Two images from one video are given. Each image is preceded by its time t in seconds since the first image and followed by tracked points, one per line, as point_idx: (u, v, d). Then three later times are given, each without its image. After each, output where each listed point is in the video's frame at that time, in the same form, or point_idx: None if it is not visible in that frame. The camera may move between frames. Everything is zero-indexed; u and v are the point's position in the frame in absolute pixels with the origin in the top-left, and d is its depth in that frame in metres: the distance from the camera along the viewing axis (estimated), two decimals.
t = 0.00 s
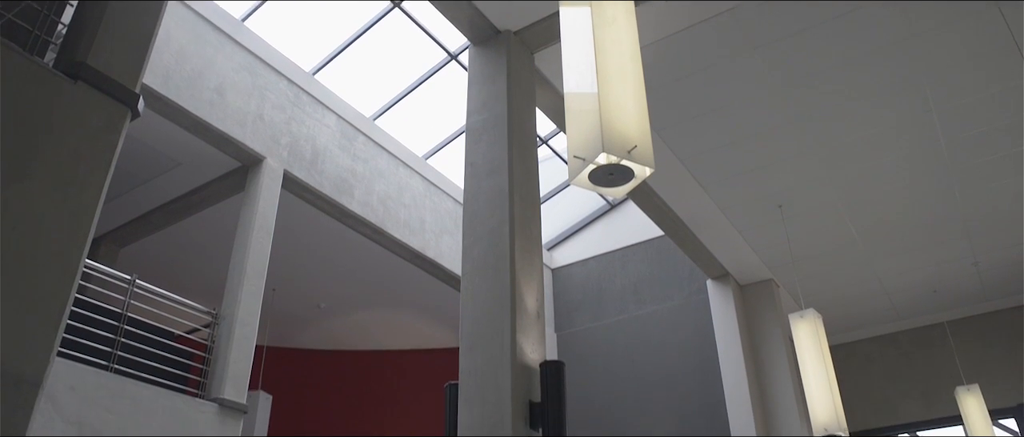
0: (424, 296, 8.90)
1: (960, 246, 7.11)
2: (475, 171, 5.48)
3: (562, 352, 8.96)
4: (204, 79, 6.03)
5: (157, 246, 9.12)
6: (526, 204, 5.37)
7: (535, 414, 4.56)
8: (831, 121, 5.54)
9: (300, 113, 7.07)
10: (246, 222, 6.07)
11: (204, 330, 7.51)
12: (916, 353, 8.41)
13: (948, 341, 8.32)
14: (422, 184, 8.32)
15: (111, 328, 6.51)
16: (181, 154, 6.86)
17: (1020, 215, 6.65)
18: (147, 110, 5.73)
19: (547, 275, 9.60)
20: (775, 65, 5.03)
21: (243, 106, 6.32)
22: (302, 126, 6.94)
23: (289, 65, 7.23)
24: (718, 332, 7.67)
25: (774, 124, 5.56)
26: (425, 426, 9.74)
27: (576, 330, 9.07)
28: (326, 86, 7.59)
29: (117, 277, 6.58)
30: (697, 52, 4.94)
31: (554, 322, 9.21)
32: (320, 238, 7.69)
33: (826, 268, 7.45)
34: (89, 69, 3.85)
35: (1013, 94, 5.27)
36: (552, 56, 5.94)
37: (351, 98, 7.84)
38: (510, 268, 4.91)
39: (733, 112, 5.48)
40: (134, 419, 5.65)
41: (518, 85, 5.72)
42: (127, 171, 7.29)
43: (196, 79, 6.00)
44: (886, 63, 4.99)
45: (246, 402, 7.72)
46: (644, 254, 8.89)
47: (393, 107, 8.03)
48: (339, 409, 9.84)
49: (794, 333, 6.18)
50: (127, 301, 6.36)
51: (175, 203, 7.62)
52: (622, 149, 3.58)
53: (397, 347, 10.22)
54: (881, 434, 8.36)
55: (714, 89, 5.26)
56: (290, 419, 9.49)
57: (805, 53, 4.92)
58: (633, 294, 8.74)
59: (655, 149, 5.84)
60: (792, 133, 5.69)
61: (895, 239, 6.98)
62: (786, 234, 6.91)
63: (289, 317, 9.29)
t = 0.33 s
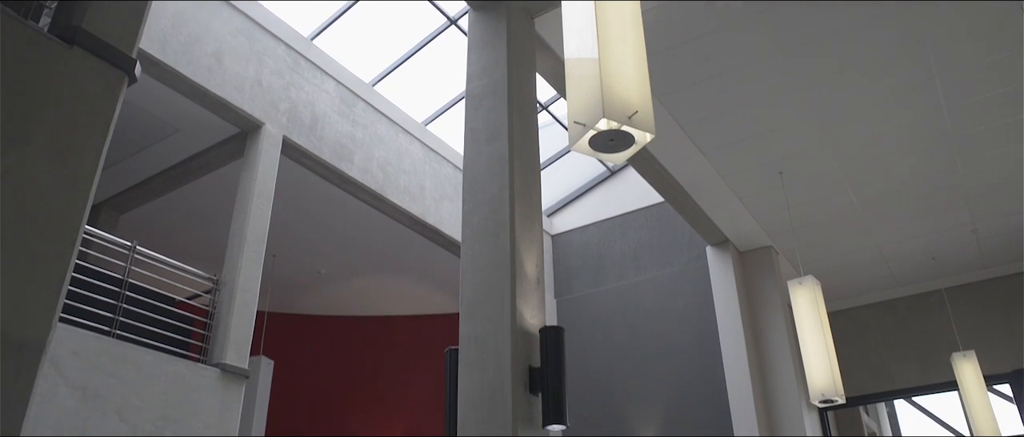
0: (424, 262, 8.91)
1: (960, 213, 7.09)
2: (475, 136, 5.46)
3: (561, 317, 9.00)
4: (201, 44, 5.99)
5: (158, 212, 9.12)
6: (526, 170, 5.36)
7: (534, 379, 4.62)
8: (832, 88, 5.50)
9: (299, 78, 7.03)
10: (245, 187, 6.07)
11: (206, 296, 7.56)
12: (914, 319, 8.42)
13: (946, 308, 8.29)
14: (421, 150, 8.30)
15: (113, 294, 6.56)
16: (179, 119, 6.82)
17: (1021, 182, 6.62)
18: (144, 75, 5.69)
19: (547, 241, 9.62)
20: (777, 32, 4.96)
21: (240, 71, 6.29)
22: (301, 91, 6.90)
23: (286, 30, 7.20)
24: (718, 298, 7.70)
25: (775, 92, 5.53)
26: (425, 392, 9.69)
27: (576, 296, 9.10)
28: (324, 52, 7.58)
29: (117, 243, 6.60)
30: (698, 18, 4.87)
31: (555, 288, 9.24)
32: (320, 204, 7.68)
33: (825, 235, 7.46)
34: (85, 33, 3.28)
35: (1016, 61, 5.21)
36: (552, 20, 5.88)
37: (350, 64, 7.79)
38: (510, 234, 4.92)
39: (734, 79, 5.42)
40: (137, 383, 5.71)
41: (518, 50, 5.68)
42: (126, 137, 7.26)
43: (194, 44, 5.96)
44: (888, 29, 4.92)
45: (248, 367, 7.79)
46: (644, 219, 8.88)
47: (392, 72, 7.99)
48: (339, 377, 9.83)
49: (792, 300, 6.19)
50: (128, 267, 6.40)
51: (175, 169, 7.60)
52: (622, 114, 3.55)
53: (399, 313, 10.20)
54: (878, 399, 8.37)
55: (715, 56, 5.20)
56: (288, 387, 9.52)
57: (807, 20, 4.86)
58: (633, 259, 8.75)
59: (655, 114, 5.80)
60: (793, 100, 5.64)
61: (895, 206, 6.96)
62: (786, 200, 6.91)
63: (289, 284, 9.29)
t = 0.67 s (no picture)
0: (424, 233, 8.91)
1: (961, 184, 7.05)
2: (475, 105, 5.44)
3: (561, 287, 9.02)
4: (199, 13, 5.94)
5: (158, 182, 9.11)
6: (526, 139, 5.34)
7: (534, 348, 4.66)
8: (833, 60, 5.46)
9: (297, 47, 6.98)
10: (245, 157, 6.06)
11: (207, 266, 7.58)
12: (914, 289, 8.42)
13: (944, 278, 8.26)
14: (421, 119, 8.26)
15: (113, 264, 6.59)
16: (177, 89, 6.78)
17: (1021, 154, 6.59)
18: (142, 45, 5.66)
19: (547, 211, 9.61)
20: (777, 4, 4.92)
21: (239, 41, 6.24)
22: (299, 61, 6.85)
23: None
24: (717, 269, 7.72)
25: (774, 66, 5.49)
26: (427, 362, 9.71)
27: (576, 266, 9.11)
28: (323, 21, 7.49)
29: (117, 213, 6.61)
30: None
31: (555, 258, 9.25)
32: (320, 175, 7.66)
33: (825, 206, 7.45)
34: None
35: (1018, 35, 5.16)
36: None
37: (349, 33, 7.73)
38: (510, 203, 4.91)
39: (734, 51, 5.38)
40: (139, 352, 5.75)
41: (518, 18, 5.64)
42: (124, 106, 7.23)
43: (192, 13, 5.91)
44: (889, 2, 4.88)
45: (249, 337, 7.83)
46: (644, 190, 8.87)
47: (391, 42, 7.93)
48: (339, 346, 9.78)
49: (792, 270, 6.24)
50: (128, 238, 6.41)
51: (174, 139, 7.57)
52: (623, 83, 3.52)
53: (399, 284, 10.18)
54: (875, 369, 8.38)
55: (715, 28, 5.16)
56: (289, 355, 9.47)
57: None
58: (633, 230, 8.75)
59: (656, 85, 5.77)
60: (794, 73, 5.61)
61: (895, 177, 6.95)
62: (787, 171, 6.88)
63: (289, 254, 9.30)
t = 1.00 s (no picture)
0: (424, 201, 8.90)
1: (962, 154, 7.02)
2: (474, 73, 5.42)
3: (562, 255, 9.03)
4: None
5: (157, 150, 9.09)
6: (526, 107, 5.32)
7: (534, 315, 4.69)
8: (835, 29, 5.41)
9: (295, 14, 6.92)
10: (244, 125, 6.06)
11: (207, 235, 7.59)
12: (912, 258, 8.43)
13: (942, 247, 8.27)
14: (421, 87, 8.20)
15: (113, 233, 6.60)
16: (175, 57, 6.74)
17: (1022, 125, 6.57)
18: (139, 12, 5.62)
19: (547, 179, 9.59)
20: None
21: (236, 8, 6.19)
22: (297, 28, 6.80)
23: None
24: (717, 238, 7.73)
25: (773, 35, 5.45)
26: (427, 328, 9.75)
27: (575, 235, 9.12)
28: None
29: (116, 182, 6.60)
30: None
31: (555, 227, 9.24)
32: (319, 143, 7.63)
33: (825, 177, 7.43)
34: None
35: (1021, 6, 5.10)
36: None
37: None
38: (510, 172, 4.90)
39: (735, 20, 5.33)
40: (143, 320, 5.79)
41: None
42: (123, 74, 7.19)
43: None
44: None
45: (251, 305, 7.87)
46: (645, 158, 8.84)
47: (390, 9, 7.88)
48: (340, 315, 9.84)
49: (791, 239, 6.23)
50: (127, 207, 6.42)
51: (173, 107, 7.53)
52: (623, 51, 3.50)
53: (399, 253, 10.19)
54: (872, 339, 8.44)
55: None
56: (289, 324, 9.53)
57: None
58: (633, 198, 8.74)
59: (657, 53, 5.73)
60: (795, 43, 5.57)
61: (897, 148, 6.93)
62: (787, 141, 6.86)
63: (290, 223, 9.31)
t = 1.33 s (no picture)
0: (424, 172, 8.88)
1: (964, 127, 6.99)
2: (475, 43, 5.39)
3: (561, 226, 9.04)
4: None
5: (156, 121, 9.06)
6: (527, 77, 5.29)
7: (534, 285, 4.70)
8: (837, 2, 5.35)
9: None
10: (243, 95, 6.04)
11: (207, 205, 7.58)
12: (912, 230, 8.40)
13: (942, 219, 8.24)
14: (420, 57, 8.13)
15: (113, 204, 6.61)
16: (172, 25, 6.69)
17: None
18: None
19: (547, 149, 9.55)
20: None
21: None
22: None
23: None
24: (717, 210, 7.72)
25: (774, 7, 5.40)
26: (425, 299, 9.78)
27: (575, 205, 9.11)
28: None
29: (115, 153, 6.59)
30: None
31: (555, 197, 9.23)
32: (319, 113, 7.59)
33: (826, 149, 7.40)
34: None
35: None
36: None
37: None
38: (510, 142, 4.88)
39: None
40: (144, 291, 5.82)
41: None
42: (120, 44, 7.14)
43: None
44: None
45: (251, 275, 7.89)
46: (645, 129, 8.79)
47: None
48: (338, 284, 9.80)
49: (791, 210, 6.21)
50: (127, 177, 6.42)
51: (170, 77, 7.48)
52: (625, 19, 3.48)
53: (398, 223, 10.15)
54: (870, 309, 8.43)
55: None
56: (287, 293, 9.49)
57: None
58: (633, 169, 8.71)
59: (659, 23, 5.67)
60: (798, 17, 5.51)
61: (899, 121, 6.90)
62: (789, 113, 6.83)
63: (290, 193, 9.29)
